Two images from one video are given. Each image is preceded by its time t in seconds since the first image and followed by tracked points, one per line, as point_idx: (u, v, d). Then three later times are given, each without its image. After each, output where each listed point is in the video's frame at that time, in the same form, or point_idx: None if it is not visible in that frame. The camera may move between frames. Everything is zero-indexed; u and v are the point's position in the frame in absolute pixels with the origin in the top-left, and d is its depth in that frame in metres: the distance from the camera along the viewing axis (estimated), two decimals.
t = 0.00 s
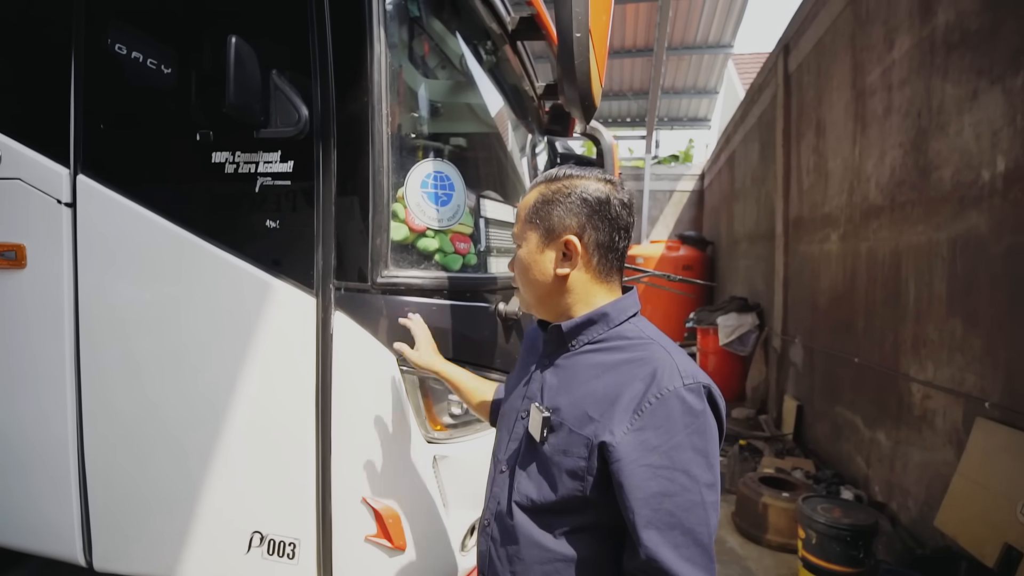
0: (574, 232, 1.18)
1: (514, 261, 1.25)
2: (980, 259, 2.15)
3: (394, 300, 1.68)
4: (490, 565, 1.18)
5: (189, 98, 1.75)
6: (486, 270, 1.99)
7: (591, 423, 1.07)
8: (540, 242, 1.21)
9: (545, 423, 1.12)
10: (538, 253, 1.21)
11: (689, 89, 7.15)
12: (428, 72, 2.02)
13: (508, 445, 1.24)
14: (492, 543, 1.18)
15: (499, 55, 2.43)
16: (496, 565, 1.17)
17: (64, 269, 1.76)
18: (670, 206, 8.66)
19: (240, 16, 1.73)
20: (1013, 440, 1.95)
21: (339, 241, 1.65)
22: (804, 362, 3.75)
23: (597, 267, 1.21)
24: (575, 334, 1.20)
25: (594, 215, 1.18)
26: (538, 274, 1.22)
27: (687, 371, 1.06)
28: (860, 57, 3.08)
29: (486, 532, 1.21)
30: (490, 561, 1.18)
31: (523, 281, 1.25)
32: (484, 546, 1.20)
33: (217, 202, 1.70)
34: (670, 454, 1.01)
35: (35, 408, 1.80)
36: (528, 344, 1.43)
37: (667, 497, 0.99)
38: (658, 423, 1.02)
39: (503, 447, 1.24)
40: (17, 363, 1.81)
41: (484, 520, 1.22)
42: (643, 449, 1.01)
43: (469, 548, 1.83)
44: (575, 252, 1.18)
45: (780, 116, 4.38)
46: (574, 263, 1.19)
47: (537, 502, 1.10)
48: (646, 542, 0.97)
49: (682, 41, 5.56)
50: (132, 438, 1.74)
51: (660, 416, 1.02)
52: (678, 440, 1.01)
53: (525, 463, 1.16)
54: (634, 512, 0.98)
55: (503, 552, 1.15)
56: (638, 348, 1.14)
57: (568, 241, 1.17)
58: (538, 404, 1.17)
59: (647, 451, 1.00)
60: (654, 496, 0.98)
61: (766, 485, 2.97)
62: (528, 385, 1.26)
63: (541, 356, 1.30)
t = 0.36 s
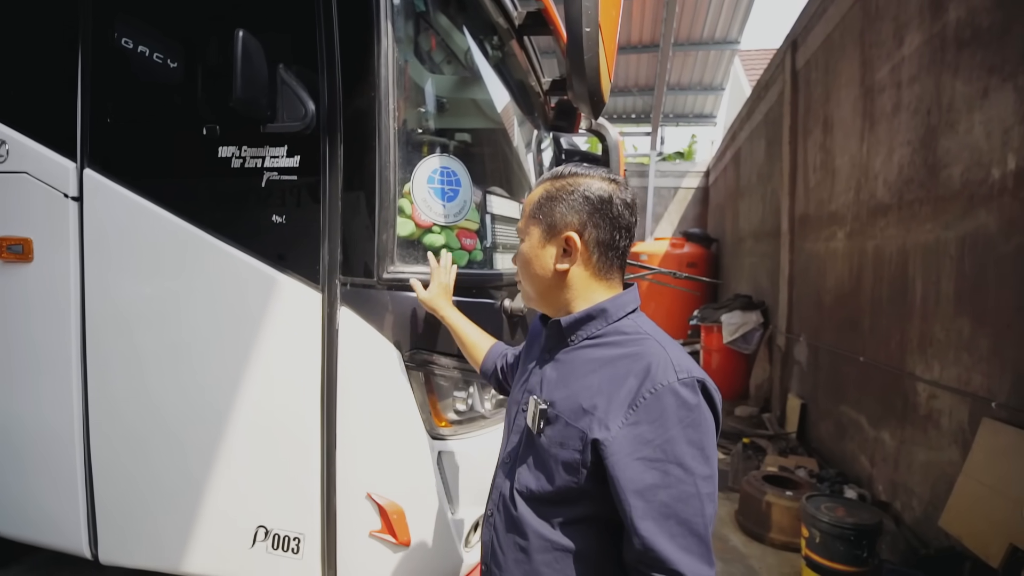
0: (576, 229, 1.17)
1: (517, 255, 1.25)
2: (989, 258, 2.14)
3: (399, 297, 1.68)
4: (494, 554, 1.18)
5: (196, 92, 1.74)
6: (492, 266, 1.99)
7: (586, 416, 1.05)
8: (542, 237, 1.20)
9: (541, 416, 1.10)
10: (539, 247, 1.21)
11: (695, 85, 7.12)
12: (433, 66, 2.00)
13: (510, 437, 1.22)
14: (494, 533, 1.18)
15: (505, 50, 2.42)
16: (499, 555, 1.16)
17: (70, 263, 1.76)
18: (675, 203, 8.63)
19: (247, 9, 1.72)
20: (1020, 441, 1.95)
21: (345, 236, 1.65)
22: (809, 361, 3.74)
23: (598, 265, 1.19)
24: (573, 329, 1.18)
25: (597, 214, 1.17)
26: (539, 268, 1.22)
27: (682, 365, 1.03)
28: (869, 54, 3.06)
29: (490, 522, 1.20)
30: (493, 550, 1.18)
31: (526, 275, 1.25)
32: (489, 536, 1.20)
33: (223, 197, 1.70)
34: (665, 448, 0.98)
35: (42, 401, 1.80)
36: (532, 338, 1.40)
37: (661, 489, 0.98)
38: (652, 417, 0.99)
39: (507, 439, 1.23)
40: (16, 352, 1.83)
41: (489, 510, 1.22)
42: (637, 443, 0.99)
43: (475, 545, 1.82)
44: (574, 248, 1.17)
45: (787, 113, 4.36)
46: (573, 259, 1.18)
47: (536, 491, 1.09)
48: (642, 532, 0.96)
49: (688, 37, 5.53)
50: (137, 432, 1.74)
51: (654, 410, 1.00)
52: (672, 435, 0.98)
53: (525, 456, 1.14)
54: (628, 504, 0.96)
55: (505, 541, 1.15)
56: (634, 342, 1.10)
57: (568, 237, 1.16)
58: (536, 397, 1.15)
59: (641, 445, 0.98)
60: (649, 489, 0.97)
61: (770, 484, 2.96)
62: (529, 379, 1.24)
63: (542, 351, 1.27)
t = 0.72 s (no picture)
0: (580, 230, 1.16)
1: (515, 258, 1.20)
2: (994, 260, 2.14)
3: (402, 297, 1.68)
4: (499, 555, 1.17)
5: (199, 91, 1.74)
6: (496, 267, 1.98)
7: (582, 416, 1.04)
8: (544, 239, 1.17)
9: (539, 418, 1.09)
10: (543, 249, 1.17)
11: (697, 86, 7.12)
12: (435, 65, 1.99)
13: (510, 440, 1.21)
14: (499, 534, 1.17)
15: (509, 50, 2.41)
16: (505, 557, 1.15)
17: (73, 262, 1.75)
18: (677, 205, 8.63)
19: (252, 8, 1.72)
20: None
21: (349, 236, 1.64)
22: (811, 363, 3.73)
23: (601, 265, 1.19)
24: (568, 332, 1.16)
25: (599, 214, 1.17)
26: (542, 270, 1.18)
27: (674, 363, 1.03)
28: (872, 55, 3.06)
29: (495, 524, 1.20)
30: (498, 551, 1.17)
31: (524, 278, 1.20)
32: (494, 538, 1.19)
33: (226, 196, 1.69)
34: (659, 445, 0.97)
35: (45, 401, 1.80)
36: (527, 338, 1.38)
37: (655, 485, 0.96)
38: (646, 415, 0.99)
39: (507, 442, 1.22)
40: (16, 349, 1.82)
41: (494, 512, 1.21)
42: (631, 440, 0.98)
43: (477, 547, 1.82)
44: (582, 249, 1.15)
45: (789, 114, 4.35)
46: (579, 260, 1.16)
47: (536, 493, 1.08)
48: (637, 529, 0.95)
49: (691, 38, 5.53)
50: (139, 431, 1.74)
51: (647, 407, 0.99)
52: (666, 432, 0.97)
53: (525, 459, 1.13)
54: (623, 500, 0.95)
55: (510, 542, 1.14)
56: (627, 341, 1.10)
57: (575, 238, 1.15)
58: (533, 400, 1.14)
59: (634, 442, 0.97)
60: (643, 485, 0.96)
61: (772, 486, 2.96)
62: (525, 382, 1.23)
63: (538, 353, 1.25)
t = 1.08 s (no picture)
0: (607, 229, 1.14)
1: (539, 254, 1.13)
2: (990, 261, 2.16)
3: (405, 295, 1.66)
4: (509, 560, 1.15)
5: (196, 85, 1.71)
6: (497, 265, 1.97)
7: (597, 421, 1.03)
8: (572, 237, 1.13)
9: (551, 424, 1.07)
10: (571, 247, 1.13)
11: (692, 86, 7.13)
12: (431, 61, 1.95)
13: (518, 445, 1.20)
14: (509, 540, 1.15)
15: (509, 46, 2.39)
16: (515, 562, 1.14)
17: (67, 257, 1.72)
18: (671, 204, 8.66)
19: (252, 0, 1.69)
20: (1019, 443, 1.96)
21: (350, 234, 1.62)
22: (806, 362, 3.76)
23: (620, 265, 1.18)
24: (579, 335, 1.15)
25: (622, 215, 1.16)
26: (568, 269, 1.13)
27: (689, 365, 1.02)
28: (869, 56, 3.07)
29: (505, 528, 1.18)
30: (508, 556, 1.16)
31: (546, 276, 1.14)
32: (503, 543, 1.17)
33: (224, 192, 1.67)
34: (675, 449, 0.96)
35: (37, 399, 1.77)
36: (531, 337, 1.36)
37: (673, 490, 0.95)
38: (662, 418, 0.97)
39: (515, 445, 1.20)
40: (17, 351, 1.78)
41: (502, 516, 1.19)
42: (648, 445, 0.96)
43: (477, 548, 1.82)
44: (611, 249, 1.14)
45: (785, 114, 4.37)
46: (606, 260, 1.14)
47: (548, 499, 1.07)
48: (655, 536, 0.94)
49: (687, 38, 5.54)
50: (135, 431, 1.71)
51: (664, 411, 0.98)
52: (683, 436, 0.96)
53: (536, 464, 1.12)
54: (641, 506, 0.94)
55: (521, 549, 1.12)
56: (640, 343, 1.08)
57: (606, 238, 1.13)
58: (544, 404, 1.12)
59: (651, 446, 0.96)
60: (660, 490, 0.95)
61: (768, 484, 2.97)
62: (533, 385, 1.21)
63: (546, 356, 1.23)
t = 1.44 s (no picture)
0: (621, 232, 1.14)
1: (553, 254, 1.11)
2: (977, 261, 2.20)
3: (403, 298, 1.64)
4: (519, 570, 1.13)
5: (185, 85, 1.67)
6: (496, 267, 1.94)
7: (614, 426, 1.01)
8: (588, 238, 1.11)
9: (566, 430, 1.05)
10: (586, 248, 1.11)
11: (679, 88, 7.16)
12: (423, 63, 1.90)
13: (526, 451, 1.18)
14: (519, 549, 1.13)
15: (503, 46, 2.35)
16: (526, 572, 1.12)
17: (52, 261, 1.68)
18: (658, 205, 8.72)
19: None
20: (1008, 440, 2.00)
21: (346, 236, 1.60)
22: (794, 361, 3.80)
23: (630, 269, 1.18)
24: (589, 337, 1.14)
25: (633, 218, 1.17)
26: (582, 271, 1.12)
27: (707, 366, 1.01)
28: (856, 60, 3.12)
29: (513, 538, 1.16)
30: (519, 566, 1.14)
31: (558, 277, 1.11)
32: (511, 553, 1.15)
33: (216, 193, 1.63)
34: (697, 452, 0.96)
35: (21, 406, 1.72)
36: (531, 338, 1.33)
37: (696, 494, 0.95)
38: (683, 421, 0.97)
39: (522, 451, 1.18)
40: (5, 359, 1.72)
41: (510, 525, 1.17)
42: (670, 448, 0.96)
43: (475, 552, 1.81)
44: (625, 252, 1.14)
45: (773, 116, 4.42)
46: (620, 263, 1.14)
47: (563, 506, 1.06)
48: (681, 541, 0.93)
49: (674, 40, 5.57)
50: (124, 437, 1.67)
51: (684, 413, 0.97)
52: (705, 438, 0.96)
53: (549, 470, 1.10)
54: (666, 512, 0.93)
55: (533, 558, 1.10)
56: (655, 345, 1.08)
57: (621, 240, 1.12)
58: (556, 409, 1.11)
59: (673, 450, 0.95)
60: (685, 494, 0.94)
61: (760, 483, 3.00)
62: (540, 390, 1.19)
63: (552, 359, 1.22)
